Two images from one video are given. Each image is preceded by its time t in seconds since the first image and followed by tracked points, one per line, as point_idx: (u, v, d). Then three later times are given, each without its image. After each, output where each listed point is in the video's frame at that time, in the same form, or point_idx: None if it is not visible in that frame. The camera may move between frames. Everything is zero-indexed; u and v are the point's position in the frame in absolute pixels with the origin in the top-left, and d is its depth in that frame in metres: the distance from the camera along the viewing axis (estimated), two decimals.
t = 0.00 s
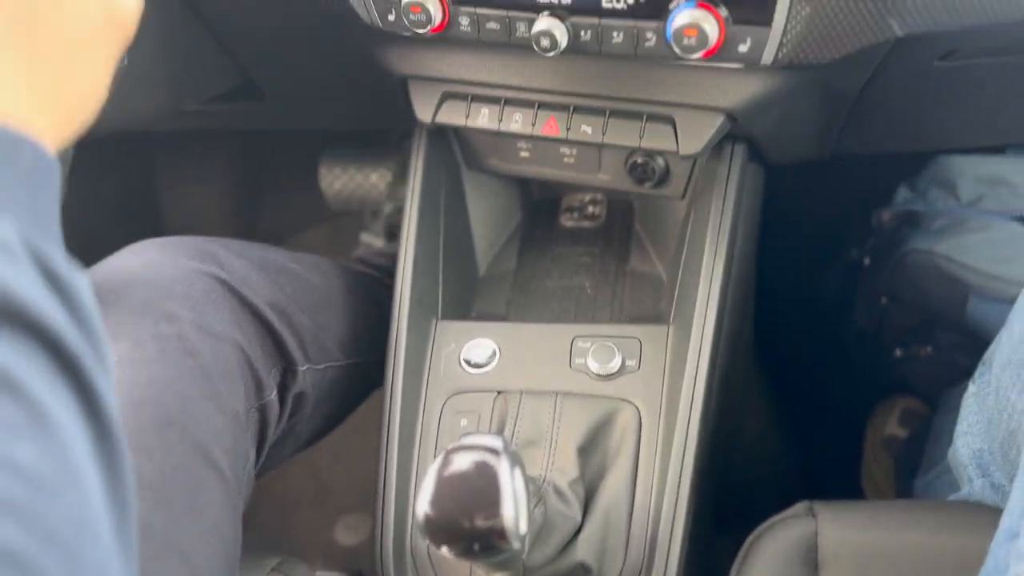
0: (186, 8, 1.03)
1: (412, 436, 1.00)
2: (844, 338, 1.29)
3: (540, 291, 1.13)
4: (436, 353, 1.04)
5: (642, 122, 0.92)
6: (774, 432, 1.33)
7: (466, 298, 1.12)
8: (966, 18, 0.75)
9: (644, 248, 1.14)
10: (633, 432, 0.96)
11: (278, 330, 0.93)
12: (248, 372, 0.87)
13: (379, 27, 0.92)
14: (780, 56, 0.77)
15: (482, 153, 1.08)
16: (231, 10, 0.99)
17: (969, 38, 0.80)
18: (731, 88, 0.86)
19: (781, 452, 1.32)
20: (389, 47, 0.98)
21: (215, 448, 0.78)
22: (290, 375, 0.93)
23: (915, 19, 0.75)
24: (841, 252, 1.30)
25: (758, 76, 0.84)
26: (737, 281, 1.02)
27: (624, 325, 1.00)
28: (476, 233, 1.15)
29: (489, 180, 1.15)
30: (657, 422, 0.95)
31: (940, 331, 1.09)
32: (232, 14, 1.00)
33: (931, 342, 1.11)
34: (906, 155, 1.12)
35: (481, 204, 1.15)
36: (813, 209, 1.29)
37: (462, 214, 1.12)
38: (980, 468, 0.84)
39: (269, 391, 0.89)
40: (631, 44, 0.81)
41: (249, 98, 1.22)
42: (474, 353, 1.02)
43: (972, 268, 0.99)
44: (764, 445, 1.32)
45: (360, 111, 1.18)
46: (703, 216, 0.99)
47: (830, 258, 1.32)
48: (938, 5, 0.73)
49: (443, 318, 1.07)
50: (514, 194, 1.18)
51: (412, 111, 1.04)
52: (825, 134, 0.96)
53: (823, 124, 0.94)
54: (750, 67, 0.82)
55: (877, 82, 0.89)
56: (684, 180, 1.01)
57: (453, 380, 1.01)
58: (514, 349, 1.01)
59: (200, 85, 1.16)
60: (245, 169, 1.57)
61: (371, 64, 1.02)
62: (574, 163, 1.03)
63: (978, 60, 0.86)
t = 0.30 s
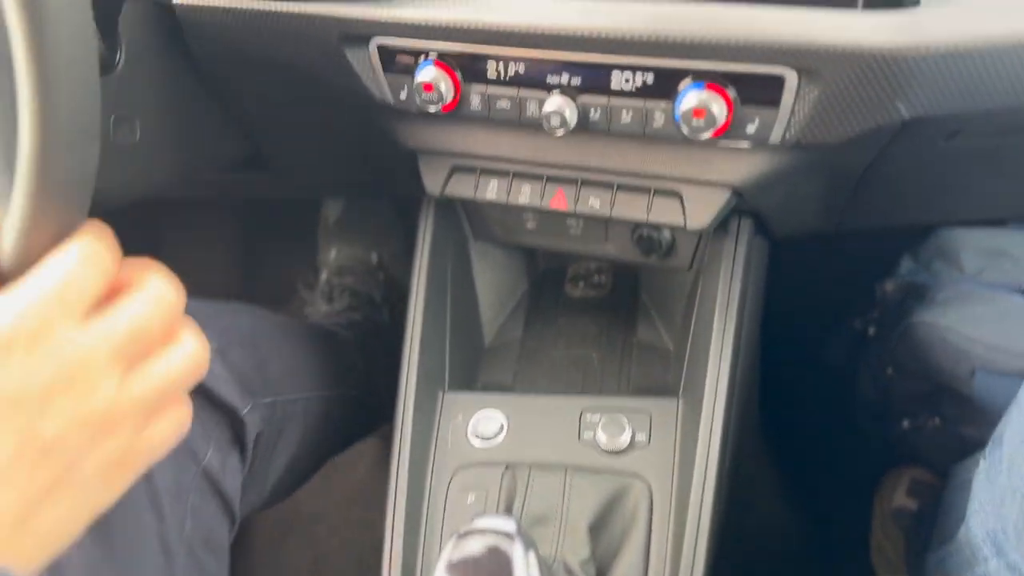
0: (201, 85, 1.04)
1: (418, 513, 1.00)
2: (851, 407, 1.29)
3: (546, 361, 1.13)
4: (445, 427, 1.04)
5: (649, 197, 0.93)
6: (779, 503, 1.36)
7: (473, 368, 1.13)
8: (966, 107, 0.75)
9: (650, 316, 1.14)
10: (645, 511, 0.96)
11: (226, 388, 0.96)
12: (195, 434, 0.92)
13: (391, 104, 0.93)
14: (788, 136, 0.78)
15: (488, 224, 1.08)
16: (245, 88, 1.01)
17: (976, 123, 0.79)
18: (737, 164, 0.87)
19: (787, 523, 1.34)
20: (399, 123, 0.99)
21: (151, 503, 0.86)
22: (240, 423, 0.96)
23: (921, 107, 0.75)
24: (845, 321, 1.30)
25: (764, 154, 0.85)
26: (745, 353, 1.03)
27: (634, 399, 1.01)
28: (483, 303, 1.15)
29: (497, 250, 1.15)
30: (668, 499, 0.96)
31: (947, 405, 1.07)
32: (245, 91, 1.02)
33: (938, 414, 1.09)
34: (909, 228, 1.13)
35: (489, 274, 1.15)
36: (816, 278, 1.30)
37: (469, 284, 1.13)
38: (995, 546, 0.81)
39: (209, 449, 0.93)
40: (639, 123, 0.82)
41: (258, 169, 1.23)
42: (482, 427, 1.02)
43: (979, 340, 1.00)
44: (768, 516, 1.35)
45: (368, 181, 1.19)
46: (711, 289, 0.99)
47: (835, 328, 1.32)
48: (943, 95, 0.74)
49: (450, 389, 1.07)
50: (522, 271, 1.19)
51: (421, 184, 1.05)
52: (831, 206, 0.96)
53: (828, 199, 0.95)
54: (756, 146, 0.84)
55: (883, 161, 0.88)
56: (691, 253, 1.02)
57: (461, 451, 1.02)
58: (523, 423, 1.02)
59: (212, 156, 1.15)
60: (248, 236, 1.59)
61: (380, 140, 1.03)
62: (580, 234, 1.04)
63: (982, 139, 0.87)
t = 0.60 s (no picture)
0: (207, 157, 1.07)
1: None
2: (851, 473, 1.28)
3: (543, 427, 1.13)
4: (441, 494, 1.04)
5: (644, 265, 0.95)
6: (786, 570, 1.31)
7: (470, 434, 1.12)
8: (954, 180, 0.76)
9: (647, 382, 1.14)
10: None
11: (212, 455, 0.95)
12: (178, 502, 0.91)
13: (392, 175, 0.96)
14: (777, 209, 0.80)
15: (487, 291, 1.10)
16: (250, 159, 1.04)
17: (960, 195, 0.82)
18: (729, 234, 0.89)
19: None
20: (398, 193, 1.02)
21: (128, 571, 0.84)
22: (217, 489, 0.94)
23: (906, 181, 0.76)
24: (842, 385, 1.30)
25: (755, 225, 0.87)
26: (742, 420, 1.03)
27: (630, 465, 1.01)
28: (480, 369, 1.16)
29: (494, 315, 1.16)
30: (666, 568, 0.96)
31: (946, 472, 1.06)
32: (250, 163, 1.04)
33: (937, 481, 1.08)
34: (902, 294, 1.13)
35: (486, 339, 1.16)
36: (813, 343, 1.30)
37: (467, 350, 1.14)
38: None
39: (185, 517, 0.91)
40: (633, 195, 0.84)
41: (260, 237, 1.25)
42: (479, 496, 1.02)
43: (976, 407, 1.00)
44: None
45: (367, 249, 1.21)
46: (706, 355, 1.00)
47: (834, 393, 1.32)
48: (928, 169, 0.75)
49: (448, 456, 1.07)
50: (519, 336, 1.19)
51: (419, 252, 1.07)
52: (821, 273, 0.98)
53: (820, 266, 0.96)
54: (747, 217, 0.86)
55: (872, 230, 0.90)
56: (687, 320, 1.03)
57: (458, 520, 1.01)
58: (519, 491, 1.01)
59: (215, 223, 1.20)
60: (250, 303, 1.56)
61: (380, 211, 1.05)
62: (578, 301, 1.05)
63: (967, 209, 0.89)
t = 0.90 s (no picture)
0: (204, 234, 1.11)
1: None
2: (841, 545, 1.27)
3: (528, 499, 1.13)
4: (426, 568, 1.05)
5: (624, 338, 0.97)
6: None
7: (456, 506, 1.14)
8: (908, 260, 0.81)
9: (632, 455, 1.16)
10: None
11: (203, 528, 0.97)
12: None
13: (379, 253, 0.99)
14: (745, 288, 0.84)
15: (474, 363, 1.12)
16: (244, 237, 1.07)
17: (922, 273, 0.85)
18: (704, 310, 0.92)
19: None
20: (386, 270, 1.05)
21: None
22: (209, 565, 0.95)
23: (866, 261, 0.80)
24: (831, 457, 1.31)
25: (729, 302, 0.90)
26: (723, 491, 1.04)
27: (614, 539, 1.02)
28: (467, 440, 1.17)
29: (481, 387, 1.19)
30: None
31: (933, 544, 1.06)
32: (245, 240, 1.08)
33: (924, 554, 1.07)
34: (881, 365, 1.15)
35: (473, 411, 1.18)
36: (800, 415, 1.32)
37: (453, 422, 1.15)
38: None
39: None
40: (609, 273, 0.87)
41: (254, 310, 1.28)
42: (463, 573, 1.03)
43: (957, 479, 1.01)
44: None
45: (357, 325, 1.24)
46: (686, 428, 1.02)
47: (823, 464, 1.32)
48: (887, 249, 0.79)
49: (434, 529, 1.08)
50: (506, 408, 1.21)
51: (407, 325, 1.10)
52: (798, 351, 1.01)
53: (796, 342, 0.98)
54: (721, 296, 0.89)
55: (844, 308, 0.92)
56: (669, 394, 1.05)
57: None
58: (503, 564, 1.02)
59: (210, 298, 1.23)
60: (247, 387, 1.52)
61: (370, 286, 1.09)
62: (562, 372, 1.06)
63: (936, 288, 0.91)
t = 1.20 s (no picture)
0: (198, 289, 1.12)
1: None
2: None
3: (518, 557, 1.13)
4: None
5: (613, 395, 0.98)
6: None
7: (446, 563, 1.14)
8: (890, 322, 0.83)
9: (623, 513, 1.15)
10: None
11: None
12: None
13: (370, 309, 1.00)
14: (731, 347, 0.85)
15: (465, 418, 1.12)
16: (238, 292, 1.09)
17: (905, 333, 0.86)
18: (692, 367, 0.92)
19: None
20: (377, 326, 1.06)
21: None
22: None
23: (849, 321, 0.82)
24: (824, 515, 1.29)
25: (715, 360, 0.91)
26: (713, 550, 1.04)
27: None
28: (458, 496, 1.17)
29: (473, 443, 1.19)
30: None
31: None
32: (238, 295, 1.10)
33: None
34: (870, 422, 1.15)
35: (464, 467, 1.18)
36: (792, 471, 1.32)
37: (444, 478, 1.15)
38: None
39: None
40: (596, 330, 0.88)
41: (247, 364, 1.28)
42: None
43: (948, 539, 1.01)
44: None
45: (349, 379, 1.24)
46: (674, 488, 1.02)
47: (817, 521, 1.30)
48: (869, 310, 0.81)
49: None
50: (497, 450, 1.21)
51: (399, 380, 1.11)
52: (786, 408, 1.01)
53: (784, 400, 0.99)
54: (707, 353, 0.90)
55: (829, 365, 0.93)
56: (659, 451, 1.05)
57: None
58: None
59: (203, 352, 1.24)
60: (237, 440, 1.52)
61: (362, 341, 1.10)
62: (551, 427, 1.06)
63: (920, 346, 0.92)
